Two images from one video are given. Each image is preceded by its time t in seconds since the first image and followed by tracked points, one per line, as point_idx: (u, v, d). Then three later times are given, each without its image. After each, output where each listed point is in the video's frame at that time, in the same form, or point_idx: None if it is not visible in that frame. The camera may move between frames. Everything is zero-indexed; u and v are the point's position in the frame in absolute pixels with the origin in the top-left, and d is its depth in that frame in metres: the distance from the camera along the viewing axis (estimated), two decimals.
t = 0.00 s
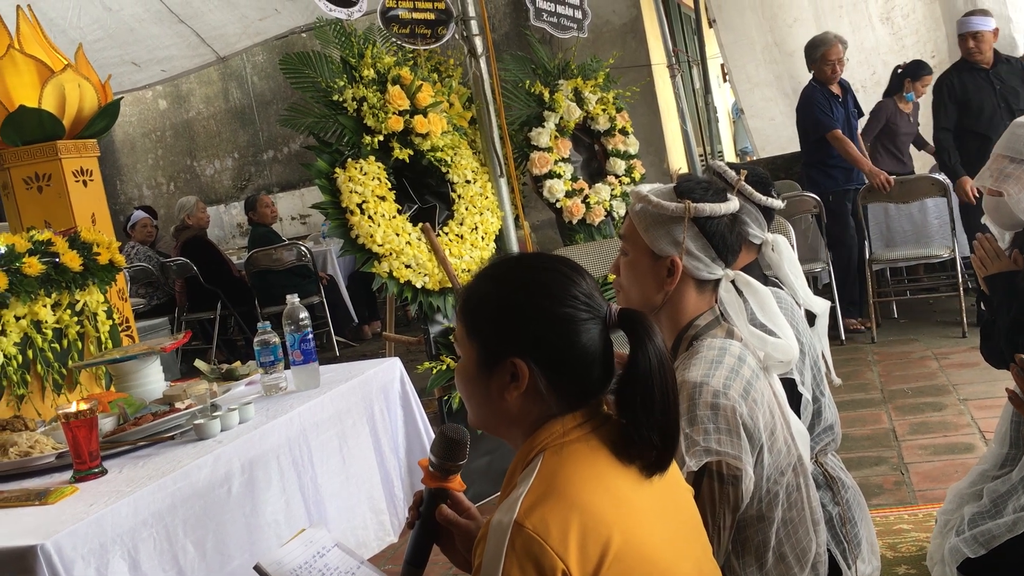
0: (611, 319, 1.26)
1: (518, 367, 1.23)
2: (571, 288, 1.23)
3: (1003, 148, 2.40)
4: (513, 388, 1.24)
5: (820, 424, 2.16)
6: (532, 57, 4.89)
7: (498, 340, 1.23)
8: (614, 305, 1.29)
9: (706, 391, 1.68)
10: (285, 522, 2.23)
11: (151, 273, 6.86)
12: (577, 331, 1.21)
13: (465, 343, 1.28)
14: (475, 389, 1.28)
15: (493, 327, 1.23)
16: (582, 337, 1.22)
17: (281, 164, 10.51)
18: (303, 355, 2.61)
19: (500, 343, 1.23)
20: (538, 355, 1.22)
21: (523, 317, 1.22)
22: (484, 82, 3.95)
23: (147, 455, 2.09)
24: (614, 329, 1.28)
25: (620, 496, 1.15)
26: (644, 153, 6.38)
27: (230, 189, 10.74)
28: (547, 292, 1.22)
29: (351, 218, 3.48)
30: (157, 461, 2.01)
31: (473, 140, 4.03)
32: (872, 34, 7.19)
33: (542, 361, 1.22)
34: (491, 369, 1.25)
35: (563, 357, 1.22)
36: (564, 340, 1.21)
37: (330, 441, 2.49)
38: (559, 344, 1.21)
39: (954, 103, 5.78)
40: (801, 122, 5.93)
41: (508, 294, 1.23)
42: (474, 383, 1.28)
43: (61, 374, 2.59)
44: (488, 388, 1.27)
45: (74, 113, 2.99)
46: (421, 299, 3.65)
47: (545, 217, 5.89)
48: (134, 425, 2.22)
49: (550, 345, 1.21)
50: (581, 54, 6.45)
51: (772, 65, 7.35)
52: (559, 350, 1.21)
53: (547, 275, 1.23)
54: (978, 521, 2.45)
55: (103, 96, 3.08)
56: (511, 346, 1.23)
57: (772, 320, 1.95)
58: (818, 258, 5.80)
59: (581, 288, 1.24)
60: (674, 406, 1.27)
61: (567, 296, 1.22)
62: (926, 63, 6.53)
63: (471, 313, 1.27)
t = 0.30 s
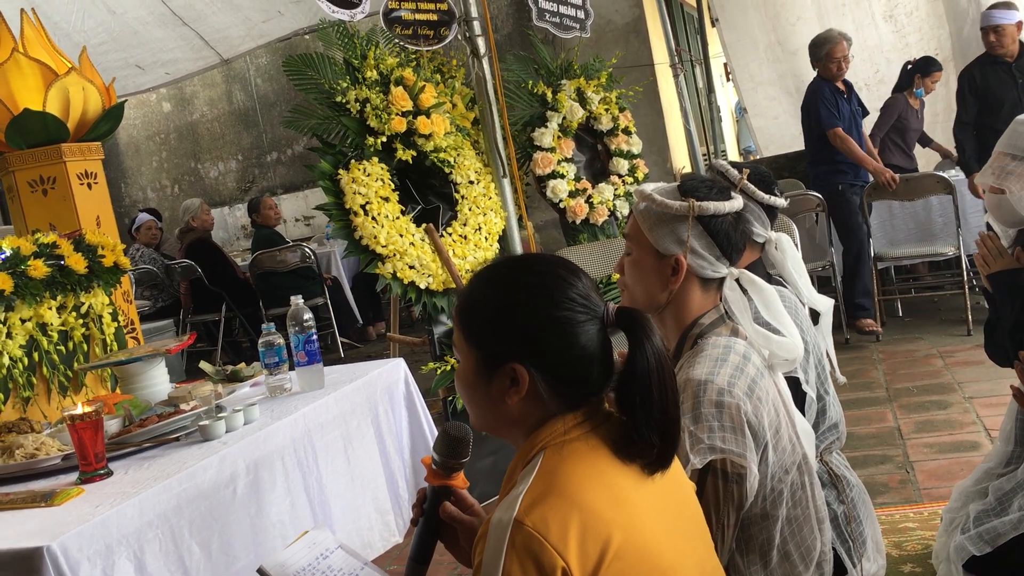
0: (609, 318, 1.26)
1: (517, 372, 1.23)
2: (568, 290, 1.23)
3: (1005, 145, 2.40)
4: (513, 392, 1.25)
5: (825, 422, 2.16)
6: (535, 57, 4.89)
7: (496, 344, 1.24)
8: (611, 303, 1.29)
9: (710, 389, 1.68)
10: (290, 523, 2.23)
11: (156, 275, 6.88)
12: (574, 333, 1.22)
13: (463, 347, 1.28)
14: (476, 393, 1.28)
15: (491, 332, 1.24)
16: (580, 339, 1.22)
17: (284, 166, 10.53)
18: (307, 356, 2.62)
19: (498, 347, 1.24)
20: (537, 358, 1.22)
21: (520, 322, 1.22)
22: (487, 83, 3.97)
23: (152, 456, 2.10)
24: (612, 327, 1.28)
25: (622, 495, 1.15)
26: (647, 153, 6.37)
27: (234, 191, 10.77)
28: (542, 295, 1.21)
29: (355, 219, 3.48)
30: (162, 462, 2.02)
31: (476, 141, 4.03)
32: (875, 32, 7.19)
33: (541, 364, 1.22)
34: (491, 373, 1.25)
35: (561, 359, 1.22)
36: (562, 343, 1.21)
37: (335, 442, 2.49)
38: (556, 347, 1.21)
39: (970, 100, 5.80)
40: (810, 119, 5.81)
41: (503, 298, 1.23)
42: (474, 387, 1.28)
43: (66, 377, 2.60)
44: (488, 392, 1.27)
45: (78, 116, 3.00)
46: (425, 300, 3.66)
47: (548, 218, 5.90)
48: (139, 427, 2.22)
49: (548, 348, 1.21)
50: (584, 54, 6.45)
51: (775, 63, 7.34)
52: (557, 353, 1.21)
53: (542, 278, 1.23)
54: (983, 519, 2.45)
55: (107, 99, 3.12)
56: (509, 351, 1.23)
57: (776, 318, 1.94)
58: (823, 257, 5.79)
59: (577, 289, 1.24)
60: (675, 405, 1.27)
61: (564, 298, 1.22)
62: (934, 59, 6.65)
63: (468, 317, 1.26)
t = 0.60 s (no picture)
0: (603, 316, 1.26)
1: (513, 372, 1.23)
2: (560, 288, 1.23)
3: (1004, 142, 2.39)
4: (509, 393, 1.24)
5: (827, 421, 2.15)
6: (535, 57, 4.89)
7: (492, 345, 1.23)
8: (605, 300, 1.29)
9: (711, 388, 1.67)
10: (291, 524, 2.23)
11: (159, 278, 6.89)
12: (569, 331, 1.21)
13: (459, 349, 1.28)
14: (472, 396, 1.28)
15: (486, 334, 1.23)
16: (574, 337, 1.22)
17: (286, 168, 10.54)
18: (309, 358, 2.62)
19: (494, 348, 1.23)
20: (532, 357, 1.22)
21: (514, 322, 1.21)
22: (487, 83, 3.97)
23: (154, 459, 2.10)
24: (606, 324, 1.28)
25: (618, 493, 1.14)
26: (648, 152, 6.37)
27: (236, 194, 10.78)
28: (536, 295, 1.21)
29: (356, 220, 3.48)
30: (164, 466, 2.02)
31: (477, 142, 4.03)
32: (876, 30, 7.19)
33: (537, 364, 1.22)
34: (487, 375, 1.25)
35: (556, 358, 1.22)
36: (557, 341, 1.21)
37: (336, 444, 2.49)
38: (551, 346, 1.21)
39: (978, 92, 5.79)
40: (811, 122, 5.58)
41: (497, 299, 1.23)
42: (470, 389, 1.28)
43: (68, 381, 2.60)
44: (485, 394, 1.27)
45: (78, 120, 3.01)
46: (427, 301, 3.66)
47: (550, 218, 5.90)
48: (140, 430, 2.22)
49: (543, 347, 1.21)
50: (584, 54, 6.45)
51: (776, 61, 7.32)
52: (552, 352, 1.21)
53: (535, 277, 1.23)
54: (986, 516, 2.44)
55: (107, 103, 3.12)
56: (504, 351, 1.23)
57: (777, 317, 1.94)
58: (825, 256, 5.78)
59: (570, 287, 1.24)
60: (670, 402, 1.27)
61: (558, 296, 1.22)
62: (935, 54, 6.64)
63: (463, 319, 1.26)
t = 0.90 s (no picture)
0: (601, 314, 1.26)
1: (512, 370, 1.23)
2: (559, 287, 1.23)
3: (1005, 138, 2.39)
4: (508, 390, 1.24)
5: (829, 418, 2.15)
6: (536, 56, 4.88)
7: (491, 343, 1.23)
8: (603, 299, 1.29)
9: (713, 386, 1.67)
10: (293, 524, 2.23)
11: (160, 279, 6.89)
12: (568, 330, 1.21)
13: (458, 348, 1.28)
14: (471, 394, 1.28)
15: (485, 331, 1.23)
16: (573, 335, 1.22)
17: (287, 168, 10.54)
18: (310, 358, 2.62)
19: (493, 346, 1.23)
20: (532, 356, 1.22)
21: (513, 320, 1.21)
22: (487, 82, 3.97)
23: (155, 460, 2.10)
24: (604, 323, 1.28)
25: (616, 492, 1.14)
26: (648, 151, 6.37)
27: (236, 194, 10.78)
28: (535, 293, 1.21)
29: (357, 220, 3.48)
30: (166, 466, 2.02)
31: (477, 141, 4.03)
32: (876, 28, 7.22)
33: (536, 362, 1.22)
34: (485, 373, 1.25)
35: (555, 356, 1.22)
36: (557, 338, 1.21)
37: (337, 444, 2.49)
38: (550, 344, 1.21)
39: (977, 91, 5.79)
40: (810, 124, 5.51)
41: (497, 297, 1.23)
42: (469, 388, 1.28)
43: (70, 381, 2.60)
44: (484, 392, 1.27)
45: (79, 120, 3.01)
46: (428, 300, 3.66)
47: (551, 217, 5.90)
48: (142, 429, 2.22)
49: (542, 346, 1.21)
50: (584, 53, 6.45)
51: (776, 60, 7.31)
52: (551, 349, 1.21)
53: (535, 275, 1.23)
54: (988, 514, 2.44)
55: (107, 103, 3.12)
56: (504, 349, 1.23)
57: (778, 314, 1.93)
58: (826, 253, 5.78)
59: (569, 286, 1.24)
60: (668, 400, 1.27)
61: (556, 295, 1.22)
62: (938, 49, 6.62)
63: (462, 318, 1.26)
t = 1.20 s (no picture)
0: (596, 309, 1.26)
1: (507, 365, 1.22)
2: (554, 282, 1.23)
3: (1005, 136, 2.39)
4: (503, 386, 1.24)
5: (827, 416, 2.15)
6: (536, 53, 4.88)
7: (486, 339, 1.23)
8: (598, 294, 1.29)
9: (711, 383, 1.67)
10: (291, 520, 2.23)
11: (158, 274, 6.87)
12: (563, 324, 1.21)
13: (454, 345, 1.27)
14: (467, 390, 1.28)
15: (480, 326, 1.23)
16: (567, 328, 1.22)
17: (286, 164, 10.53)
18: (308, 354, 2.61)
19: (488, 342, 1.23)
20: (526, 351, 1.22)
21: (508, 315, 1.21)
22: (487, 79, 3.97)
23: (153, 455, 2.10)
24: (599, 317, 1.28)
25: (612, 487, 1.14)
26: (648, 148, 6.37)
27: (235, 190, 10.77)
28: (530, 289, 1.21)
29: (356, 216, 3.47)
30: (163, 461, 2.02)
31: (476, 137, 4.03)
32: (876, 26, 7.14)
33: (531, 357, 1.22)
34: (481, 369, 1.25)
35: (550, 350, 1.21)
36: (551, 333, 1.21)
37: (335, 439, 2.49)
38: (545, 339, 1.21)
39: (970, 90, 5.77)
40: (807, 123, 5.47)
41: (492, 293, 1.23)
42: (465, 385, 1.27)
43: (67, 376, 2.60)
44: (479, 388, 1.26)
45: (78, 115, 3.00)
46: (426, 297, 3.65)
47: (550, 214, 5.90)
48: (140, 425, 2.22)
49: (537, 341, 1.21)
50: (584, 49, 6.44)
51: (776, 57, 7.30)
52: (546, 344, 1.21)
53: (528, 270, 1.23)
54: (986, 512, 2.45)
55: (106, 98, 3.11)
56: (499, 344, 1.22)
57: (777, 311, 1.93)
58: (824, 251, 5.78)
59: (564, 281, 1.24)
60: (663, 395, 1.27)
61: (551, 289, 1.22)
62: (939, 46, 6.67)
63: (457, 314, 1.26)
